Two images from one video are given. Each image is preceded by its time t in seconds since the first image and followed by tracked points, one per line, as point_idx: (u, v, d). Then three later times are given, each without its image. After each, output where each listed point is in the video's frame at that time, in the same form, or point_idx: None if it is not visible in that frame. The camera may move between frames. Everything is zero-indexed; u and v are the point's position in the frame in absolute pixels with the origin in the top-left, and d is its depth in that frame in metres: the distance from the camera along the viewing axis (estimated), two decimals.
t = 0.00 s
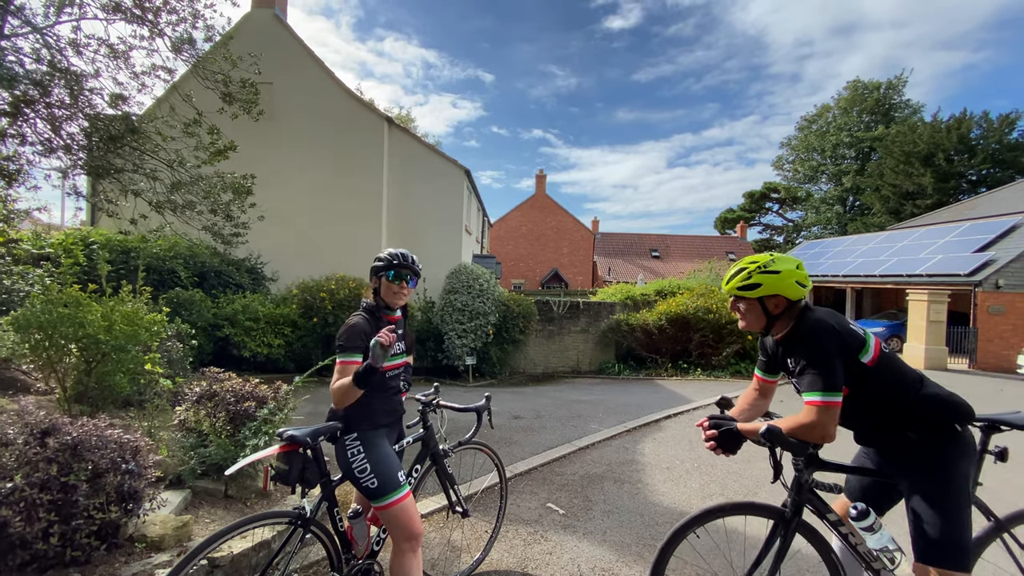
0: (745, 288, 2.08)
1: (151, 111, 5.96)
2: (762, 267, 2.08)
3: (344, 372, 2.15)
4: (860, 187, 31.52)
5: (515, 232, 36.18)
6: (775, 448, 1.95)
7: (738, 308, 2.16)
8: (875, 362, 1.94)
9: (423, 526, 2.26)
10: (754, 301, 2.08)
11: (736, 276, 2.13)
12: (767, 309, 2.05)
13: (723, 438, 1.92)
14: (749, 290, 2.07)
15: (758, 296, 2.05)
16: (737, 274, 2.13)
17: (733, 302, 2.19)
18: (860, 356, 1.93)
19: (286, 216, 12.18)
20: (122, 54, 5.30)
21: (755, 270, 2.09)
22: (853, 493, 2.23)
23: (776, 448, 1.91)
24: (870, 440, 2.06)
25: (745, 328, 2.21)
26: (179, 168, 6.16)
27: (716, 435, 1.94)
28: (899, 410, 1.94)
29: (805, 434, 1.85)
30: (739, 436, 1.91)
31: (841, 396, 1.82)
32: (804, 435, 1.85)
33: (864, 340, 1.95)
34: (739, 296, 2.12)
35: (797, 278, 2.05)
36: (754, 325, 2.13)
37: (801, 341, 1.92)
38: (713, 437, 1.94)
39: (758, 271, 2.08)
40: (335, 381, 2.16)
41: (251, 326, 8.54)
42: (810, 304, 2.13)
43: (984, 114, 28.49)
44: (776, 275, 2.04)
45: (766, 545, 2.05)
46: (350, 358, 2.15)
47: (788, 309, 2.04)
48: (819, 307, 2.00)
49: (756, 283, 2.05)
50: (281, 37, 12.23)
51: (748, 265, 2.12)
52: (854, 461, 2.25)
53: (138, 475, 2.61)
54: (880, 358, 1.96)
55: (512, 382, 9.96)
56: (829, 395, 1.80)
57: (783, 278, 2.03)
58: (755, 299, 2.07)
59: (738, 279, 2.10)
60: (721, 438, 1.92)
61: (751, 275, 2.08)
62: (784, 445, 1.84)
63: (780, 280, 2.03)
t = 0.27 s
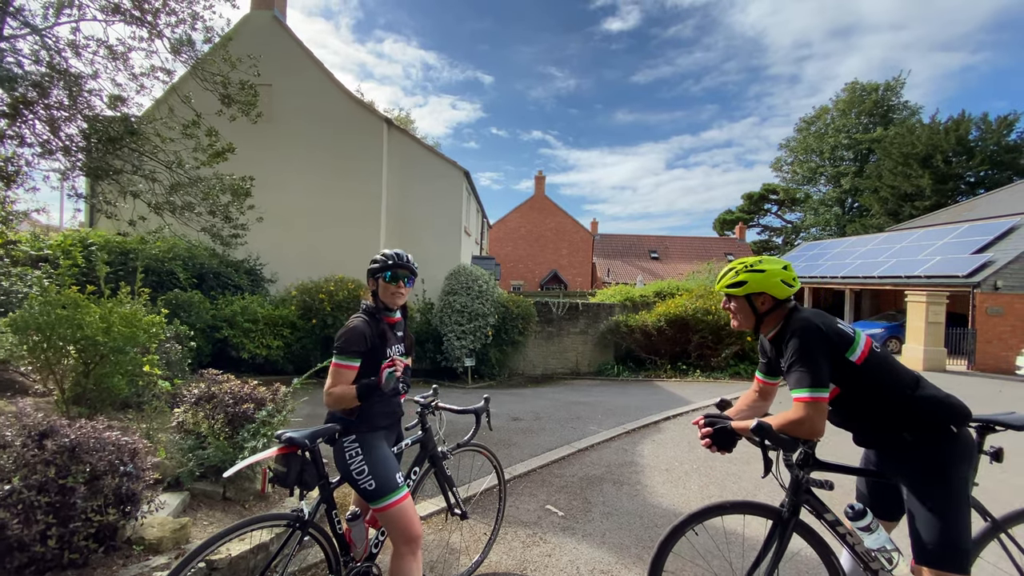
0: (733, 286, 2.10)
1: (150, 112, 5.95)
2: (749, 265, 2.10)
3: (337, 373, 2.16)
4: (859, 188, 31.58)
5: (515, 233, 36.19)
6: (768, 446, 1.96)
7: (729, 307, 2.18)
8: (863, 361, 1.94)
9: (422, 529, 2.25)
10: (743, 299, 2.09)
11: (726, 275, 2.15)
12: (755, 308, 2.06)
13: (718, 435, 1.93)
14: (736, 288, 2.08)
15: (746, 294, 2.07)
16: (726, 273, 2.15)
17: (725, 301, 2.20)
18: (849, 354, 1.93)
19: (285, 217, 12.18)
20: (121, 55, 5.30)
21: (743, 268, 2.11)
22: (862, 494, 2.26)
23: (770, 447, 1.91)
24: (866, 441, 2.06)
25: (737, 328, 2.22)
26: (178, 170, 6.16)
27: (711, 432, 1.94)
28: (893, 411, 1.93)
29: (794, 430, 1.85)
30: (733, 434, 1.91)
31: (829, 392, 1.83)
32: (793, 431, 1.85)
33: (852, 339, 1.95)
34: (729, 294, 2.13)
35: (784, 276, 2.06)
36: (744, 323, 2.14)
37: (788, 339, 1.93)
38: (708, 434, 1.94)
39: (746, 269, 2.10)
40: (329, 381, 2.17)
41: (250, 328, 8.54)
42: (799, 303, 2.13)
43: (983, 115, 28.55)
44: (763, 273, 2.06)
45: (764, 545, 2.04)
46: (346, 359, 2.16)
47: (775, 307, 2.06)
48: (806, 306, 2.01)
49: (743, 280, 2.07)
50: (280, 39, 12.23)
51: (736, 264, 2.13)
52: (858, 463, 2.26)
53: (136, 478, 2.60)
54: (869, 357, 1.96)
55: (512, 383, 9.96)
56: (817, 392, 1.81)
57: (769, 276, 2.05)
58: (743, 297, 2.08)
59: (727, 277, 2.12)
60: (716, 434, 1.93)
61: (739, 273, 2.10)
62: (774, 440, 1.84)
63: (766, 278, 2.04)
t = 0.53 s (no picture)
0: (735, 286, 2.09)
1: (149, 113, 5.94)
2: (751, 265, 2.10)
3: (331, 376, 2.12)
4: (857, 190, 31.65)
5: (514, 234, 36.19)
6: (767, 450, 1.94)
7: (730, 307, 2.17)
8: (863, 361, 1.94)
9: (420, 530, 2.23)
10: (745, 298, 2.08)
11: (727, 275, 2.14)
12: (756, 308, 2.06)
13: (716, 436, 1.92)
14: (739, 288, 2.07)
15: (747, 293, 2.06)
16: (728, 273, 2.14)
17: (726, 302, 2.19)
18: (848, 354, 1.92)
19: (284, 218, 12.16)
20: (119, 56, 5.29)
21: (745, 268, 2.10)
22: (862, 495, 2.27)
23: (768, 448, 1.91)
24: (867, 442, 2.06)
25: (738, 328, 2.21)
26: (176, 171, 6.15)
27: (710, 434, 1.94)
28: (893, 412, 1.93)
29: (792, 430, 1.84)
30: (731, 435, 1.91)
31: (827, 392, 1.82)
32: (792, 431, 1.84)
33: (852, 339, 1.95)
34: (731, 294, 2.12)
35: (785, 277, 2.05)
36: (745, 324, 2.13)
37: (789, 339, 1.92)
38: (707, 435, 1.93)
39: (748, 269, 2.09)
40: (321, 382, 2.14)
41: (248, 329, 8.52)
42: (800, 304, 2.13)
43: (981, 117, 28.63)
44: (764, 273, 2.06)
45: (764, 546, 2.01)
46: (343, 360, 2.15)
47: (776, 307, 2.05)
48: (806, 306, 2.01)
49: (745, 280, 2.06)
50: (280, 41, 12.24)
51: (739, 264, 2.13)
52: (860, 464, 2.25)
53: (133, 479, 2.59)
54: (869, 357, 1.96)
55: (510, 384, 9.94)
56: (815, 392, 1.80)
57: (771, 276, 2.04)
58: (745, 297, 2.08)
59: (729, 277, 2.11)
60: (715, 437, 1.92)
61: (741, 272, 2.09)
62: (772, 441, 1.83)
63: (767, 278, 2.04)
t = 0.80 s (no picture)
0: (738, 287, 2.09)
1: (146, 114, 5.93)
2: (754, 266, 2.10)
3: (337, 376, 2.14)
4: (854, 191, 31.71)
5: (512, 235, 36.19)
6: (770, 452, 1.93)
7: (732, 309, 2.16)
8: (867, 363, 1.94)
9: (419, 531, 2.21)
10: (748, 299, 2.08)
11: (729, 277, 2.14)
12: (760, 309, 2.06)
13: (718, 439, 1.92)
14: (743, 288, 2.07)
15: (751, 294, 2.06)
16: (730, 274, 2.14)
17: (728, 303, 2.19)
18: (852, 356, 1.92)
19: (282, 219, 12.15)
20: (117, 57, 5.28)
21: (748, 269, 2.10)
22: (862, 496, 2.27)
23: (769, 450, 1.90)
24: (870, 443, 2.06)
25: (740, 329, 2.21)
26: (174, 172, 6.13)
27: (711, 437, 1.94)
28: (898, 413, 1.93)
29: (797, 434, 1.83)
30: (733, 438, 1.90)
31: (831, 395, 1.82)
32: (795, 434, 1.84)
33: (856, 341, 1.95)
34: (734, 295, 2.12)
35: (788, 277, 2.06)
36: (747, 325, 2.13)
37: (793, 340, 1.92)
38: (709, 437, 1.94)
39: (751, 270, 2.09)
40: (328, 384, 2.16)
41: (246, 330, 8.51)
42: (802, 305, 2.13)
43: (978, 118, 28.71)
44: (768, 274, 2.06)
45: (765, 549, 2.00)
46: (344, 361, 2.15)
47: (779, 308, 2.05)
48: (810, 308, 2.01)
49: (749, 281, 2.06)
50: (278, 42, 12.23)
51: (740, 265, 2.13)
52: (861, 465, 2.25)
53: (130, 481, 2.58)
54: (873, 359, 1.96)
55: (509, 385, 9.94)
56: (819, 395, 1.80)
57: (774, 277, 2.05)
58: (748, 298, 2.07)
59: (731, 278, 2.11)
60: (716, 439, 1.92)
61: (744, 273, 2.09)
62: (775, 443, 1.82)
63: (770, 278, 2.04)
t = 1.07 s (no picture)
0: (742, 287, 2.08)
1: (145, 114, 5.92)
2: (759, 267, 2.10)
3: (340, 377, 2.15)
4: (852, 191, 31.78)
5: (510, 236, 36.19)
6: (771, 453, 1.93)
7: (734, 309, 2.16)
8: (871, 365, 1.94)
9: (419, 531, 2.21)
10: (751, 300, 2.08)
11: (733, 277, 2.14)
12: (765, 310, 2.05)
13: (718, 441, 1.92)
14: (747, 288, 2.07)
15: (755, 294, 2.06)
16: (734, 275, 2.14)
17: (730, 303, 2.19)
18: (856, 358, 1.92)
19: (281, 220, 12.13)
20: (115, 57, 5.27)
21: (752, 270, 2.10)
22: (862, 498, 2.27)
23: (770, 452, 1.90)
24: (872, 445, 2.06)
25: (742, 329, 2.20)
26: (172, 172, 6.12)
27: (712, 438, 1.93)
28: (900, 413, 1.93)
29: (797, 435, 1.83)
30: (733, 439, 1.90)
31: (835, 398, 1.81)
32: (796, 436, 1.83)
33: (861, 343, 1.95)
34: (737, 295, 2.11)
35: (792, 278, 2.06)
36: (750, 325, 2.13)
37: (797, 342, 1.92)
38: (709, 439, 1.93)
39: (755, 271, 2.09)
40: (331, 386, 2.16)
41: (244, 331, 8.49)
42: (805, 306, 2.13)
43: (975, 119, 28.78)
44: (772, 275, 2.06)
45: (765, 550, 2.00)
46: (347, 362, 2.14)
47: (783, 310, 2.05)
48: (815, 309, 2.01)
49: (753, 281, 2.06)
50: (277, 42, 12.22)
51: (745, 265, 2.13)
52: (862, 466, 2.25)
53: (128, 482, 2.57)
54: (877, 362, 1.96)
55: (507, 386, 9.93)
56: (822, 398, 1.80)
57: (778, 277, 2.05)
58: (752, 298, 2.07)
59: (735, 279, 2.10)
60: (717, 441, 1.92)
61: (749, 274, 2.09)
62: (776, 445, 1.82)
63: (775, 279, 2.05)
